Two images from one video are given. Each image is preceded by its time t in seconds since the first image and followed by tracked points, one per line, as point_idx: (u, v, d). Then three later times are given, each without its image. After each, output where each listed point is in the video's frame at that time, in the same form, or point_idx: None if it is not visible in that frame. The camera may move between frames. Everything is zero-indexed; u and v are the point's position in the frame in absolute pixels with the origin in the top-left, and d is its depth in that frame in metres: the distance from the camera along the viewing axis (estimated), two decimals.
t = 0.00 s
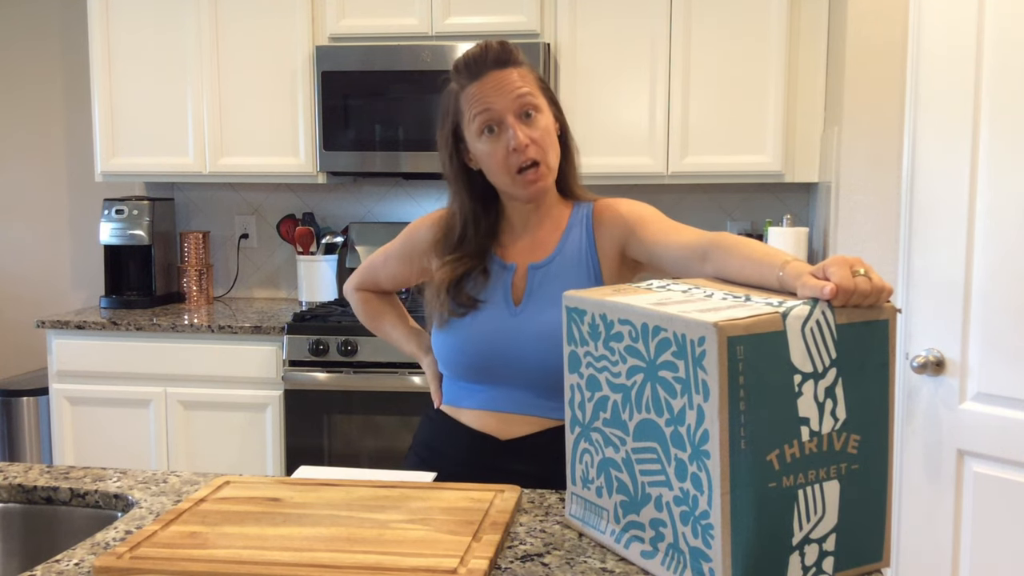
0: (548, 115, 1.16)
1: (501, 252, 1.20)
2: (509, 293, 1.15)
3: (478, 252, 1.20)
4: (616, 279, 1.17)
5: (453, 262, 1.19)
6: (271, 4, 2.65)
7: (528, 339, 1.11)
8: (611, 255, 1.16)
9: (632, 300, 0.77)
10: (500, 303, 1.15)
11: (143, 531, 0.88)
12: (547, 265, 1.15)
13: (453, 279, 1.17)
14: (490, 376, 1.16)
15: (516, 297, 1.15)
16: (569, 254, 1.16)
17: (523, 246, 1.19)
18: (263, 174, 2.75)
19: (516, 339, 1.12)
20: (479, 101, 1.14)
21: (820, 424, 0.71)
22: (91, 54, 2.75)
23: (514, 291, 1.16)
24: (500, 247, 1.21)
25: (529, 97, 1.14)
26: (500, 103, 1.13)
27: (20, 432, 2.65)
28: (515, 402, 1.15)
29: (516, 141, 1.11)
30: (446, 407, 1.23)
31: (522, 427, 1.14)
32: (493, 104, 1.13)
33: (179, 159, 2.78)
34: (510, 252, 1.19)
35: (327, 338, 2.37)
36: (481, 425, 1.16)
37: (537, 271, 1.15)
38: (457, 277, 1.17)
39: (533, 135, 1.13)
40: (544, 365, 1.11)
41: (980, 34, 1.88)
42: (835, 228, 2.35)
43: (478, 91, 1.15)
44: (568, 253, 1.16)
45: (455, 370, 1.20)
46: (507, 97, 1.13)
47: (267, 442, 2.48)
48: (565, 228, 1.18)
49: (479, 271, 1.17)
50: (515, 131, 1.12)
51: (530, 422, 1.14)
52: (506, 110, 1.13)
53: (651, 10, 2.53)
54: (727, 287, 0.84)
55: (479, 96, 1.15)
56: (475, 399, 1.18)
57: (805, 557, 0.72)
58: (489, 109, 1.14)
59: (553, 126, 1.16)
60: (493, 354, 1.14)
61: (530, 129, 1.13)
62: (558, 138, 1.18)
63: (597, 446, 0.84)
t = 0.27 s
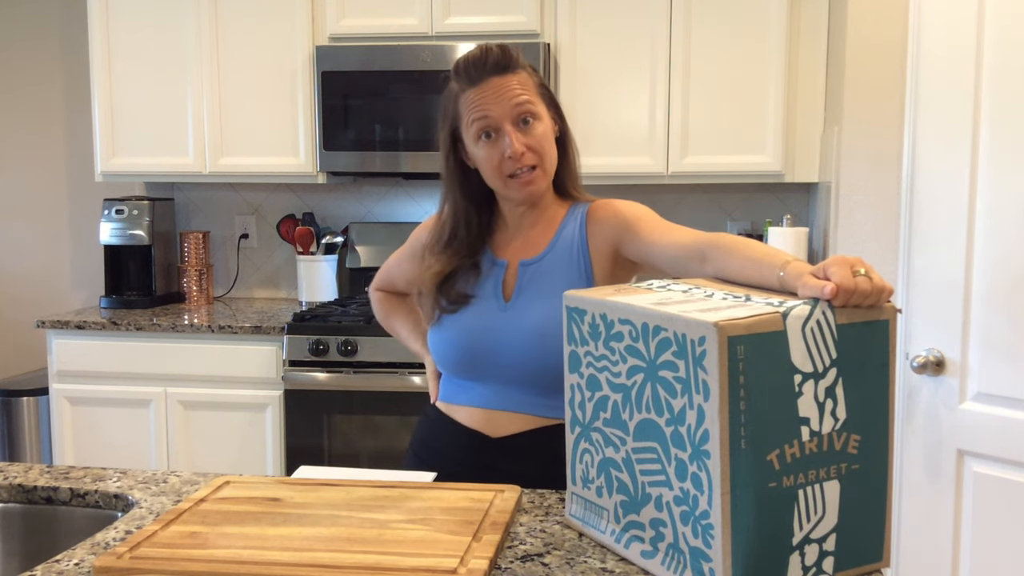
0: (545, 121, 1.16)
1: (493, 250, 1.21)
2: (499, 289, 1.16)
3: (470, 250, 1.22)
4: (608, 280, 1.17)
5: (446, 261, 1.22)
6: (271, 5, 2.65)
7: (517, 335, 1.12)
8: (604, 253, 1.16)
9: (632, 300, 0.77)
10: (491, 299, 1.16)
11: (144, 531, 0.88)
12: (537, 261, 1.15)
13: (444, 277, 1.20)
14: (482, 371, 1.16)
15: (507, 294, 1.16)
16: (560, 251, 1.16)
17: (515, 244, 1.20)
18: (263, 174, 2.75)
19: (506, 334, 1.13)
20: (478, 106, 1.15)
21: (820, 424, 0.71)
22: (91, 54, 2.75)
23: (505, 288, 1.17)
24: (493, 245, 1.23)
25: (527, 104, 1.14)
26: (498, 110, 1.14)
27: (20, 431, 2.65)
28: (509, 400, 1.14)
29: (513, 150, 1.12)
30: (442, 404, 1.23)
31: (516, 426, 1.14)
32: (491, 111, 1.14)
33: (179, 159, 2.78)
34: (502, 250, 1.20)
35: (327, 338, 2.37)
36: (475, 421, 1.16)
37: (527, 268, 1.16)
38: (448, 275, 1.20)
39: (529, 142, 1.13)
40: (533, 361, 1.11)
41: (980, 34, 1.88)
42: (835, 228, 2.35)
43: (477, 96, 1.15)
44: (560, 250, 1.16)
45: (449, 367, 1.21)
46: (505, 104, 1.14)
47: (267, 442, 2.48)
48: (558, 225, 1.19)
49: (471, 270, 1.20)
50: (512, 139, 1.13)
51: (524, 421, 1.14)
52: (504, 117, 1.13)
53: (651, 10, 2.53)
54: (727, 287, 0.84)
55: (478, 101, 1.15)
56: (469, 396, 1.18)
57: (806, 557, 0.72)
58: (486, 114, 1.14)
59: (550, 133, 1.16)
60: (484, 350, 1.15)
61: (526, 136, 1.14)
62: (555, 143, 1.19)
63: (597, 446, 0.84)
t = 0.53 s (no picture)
0: (540, 117, 1.16)
1: (492, 251, 1.21)
2: (501, 292, 1.16)
3: (468, 253, 1.22)
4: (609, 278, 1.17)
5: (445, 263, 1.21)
6: (271, 5, 2.65)
7: (520, 338, 1.12)
8: (605, 253, 1.16)
9: (632, 300, 0.77)
10: (493, 302, 1.16)
11: (144, 531, 0.88)
12: (538, 264, 1.15)
13: (443, 281, 1.20)
14: (486, 375, 1.16)
15: (509, 297, 1.16)
16: (561, 252, 1.16)
17: (514, 244, 1.20)
18: (263, 174, 2.75)
19: (509, 338, 1.13)
20: (473, 100, 1.15)
21: (820, 424, 0.71)
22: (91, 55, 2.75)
23: (507, 291, 1.16)
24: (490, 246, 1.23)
25: (523, 100, 1.14)
26: (493, 104, 1.14)
27: (20, 431, 2.65)
28: (512, 402, 1.15)
29: (507, 145, 1.13)
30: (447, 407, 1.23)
31: (519, 426, 1.14)
32: (486, 105, 1.14)
33: (179, 159, 2.78)
34: (500, 251, 1.20)
35: (327, 338, 2.37)
36: (479, 422, 1.16)
37: (529, 270, 1.15)
38: (447, 279, 1.20)
39: (523, 137, 1.14)
40: (536, 364, 1.11)
41: (980, 35, 1.88)
42: (835, 228, 2.35)
43: (472, 90, 1.15)
44: (561, 251, 1.16)
45: (453, 371, 1.21)
46: (500, 99, 1.14)
47: (267, 442, 2.48)
48: (558, 225, 1.19)
49: (471, 273, 1.19)
50: (505, 134, 1.13)
51: (527, 421, 1.14)
52: (499, 112, 1.14)
53: (651, 10, 2.53)
54: (728, 287, 0.84)
55: (473, 94, 1.15)
56: (473, 399, 1.18)
57: (806, 557, 0.72)
58: (481, 109, 1.14)
59: (545, 129, 1.16)
60: (486, 354, 1.15)
61: (521, 130, 1.14)
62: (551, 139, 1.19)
63: (597, 446, 0.84)
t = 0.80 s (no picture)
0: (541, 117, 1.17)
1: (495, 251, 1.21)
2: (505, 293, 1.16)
3: (471, 254, 1.21)
4: (612, 278, 1.17)
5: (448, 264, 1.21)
6: (271, 5, 2.65)
7: (524, 339, 1.12)
8: (607, 252, 1.16)
9: (632, 300, 0.77)
10: (497, 303, 1.16)
11: (144, 531, 0.88)
12: (541, 264, 1.15)
13: (447, 282, 1.19)
14: (489, 376, 1.16)
15: (512, 298, 1.16)
16: (564, 253, 1.16)
17: (517, 245, 1.20)
18: (263, 174, 2.75)
19: (513, 339, 1.13)
20: (473, 102, 1.15)
21: (820, 424, 0.71)
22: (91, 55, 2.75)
23: (511, 292, 1.16)
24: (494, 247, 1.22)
25: (523, 100, 1.14)
26: (493, 105, 1.14)
27: (20, 431, 2.65)
28: (515, 402, 1.15)
29: (508, 146, 1.13)
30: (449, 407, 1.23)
31: (522, 425, 1.14)
32: (487, 106, 1.14)
33: (179, 159, 2.78)
34: (503, 251, 1.20)
35: (327, 338, 2.37)
36: (482, 422, 1.16)
37: (533, 271, 1.15)
38: (451, 280, 1.20)
39: (524, 137, 1.14)
40: (540, 364, 1.11)
41: (980, 35, 1.88)
42: (835, 228, 2.35)
43: (473, 91, 1.15)
44: (564, 252, 1.16)
45: (455, 371, 1.21)
46: (500, 99, 1.14)
47: (267, 442, 2.48)
48: (561, 226, 1.19)
49: (475, 273, 1.19)
50: (506, 134, 1.13)
51: (531, 420, 1.14)
52: (500, 112, 1.14)
53: (651, 11, 2.53)
54: (728, 287, 0.84)
55: (473, 96, 1.15)
56: (476, 400, 1.18)
57: (806, 557, 0.72)
58: (482, 110, 1.14)
59: (546, 129, 1.16)
60: (489, 354, 1.15)
61: (521, 131, 1.14)
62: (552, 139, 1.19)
63: (597, 446, 0.84)
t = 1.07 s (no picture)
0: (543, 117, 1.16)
1: (498, 253, 1.21)
2: (508, 296, 1.16)
3: (473, 256, 1.21)
4: (614, 279, 1.17)
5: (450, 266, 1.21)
6: (272, 5, 2.65)
7: (528, 341, 1.12)
8: (609, 253, 1.16)
9: (632, 299, 0.77)
10: (500, 305, 1.16)
11: (143, 531, 0.88)
12: (544, 266, 1.15)
13: (449, 285, 1.19)
14: (493, 377, 1.16)
15: (515, 300, 1.16)
16: (566, 255, 1.16)
17: (519, 247, 1.20)
18: (263, 174, 2.75)
19: (516, 341, 1.13)
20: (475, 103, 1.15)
21: (820, 424, 0.71)
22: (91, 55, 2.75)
23: (514, 294, 1.16)
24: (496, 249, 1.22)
25: (525, 100, 1.14)
26: (496, 106, 1.13)
27: (20, 432, 2.65)
28: (517, 403, 1.15)
29: (511, 146, 1.12)
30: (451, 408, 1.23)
31: (525, 426, 1.14)
32: (490, 107, 1.14)
33: (179, 159, 2.78)
34: (506, 253, 1.20)
35: (327, 338, 2.37)
36: (486, 423, 1.16)
37: (535, 273, 1.15)
38: (454, 282, 1.19)
39: (527, 139, 1.14)
40: (542, 365, 1.11)
41: (981, 35, 1.88)
42: (835, 228, 2.35)
43: (475, 93, 1.15)
44: (566, 254, 1.16)
45: (458, 373, 1.21)
46: (502, 100, 1.14)
47: (267, 442, 2.48)
48: (563, 228, 1.19)
49: (477, 276, 1.19)
50: (508, 135, 1.13)
51: (533, 421, 1.14)
52: (503, 113, 1.13)
53: (651, 11, 2.53)
54: (729, 287, 0.84)
55: (475, 97, 1.15)
56: (479, 402, 1.18)
57: (806, 557, 0.72)
58: (484, 111, 1.14)
59: (548, 129, 1.16)
60: (493, 356, 1.15)
61: (524, 132, 1.14)
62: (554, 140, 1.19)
63: (597, 446, 0.84)
